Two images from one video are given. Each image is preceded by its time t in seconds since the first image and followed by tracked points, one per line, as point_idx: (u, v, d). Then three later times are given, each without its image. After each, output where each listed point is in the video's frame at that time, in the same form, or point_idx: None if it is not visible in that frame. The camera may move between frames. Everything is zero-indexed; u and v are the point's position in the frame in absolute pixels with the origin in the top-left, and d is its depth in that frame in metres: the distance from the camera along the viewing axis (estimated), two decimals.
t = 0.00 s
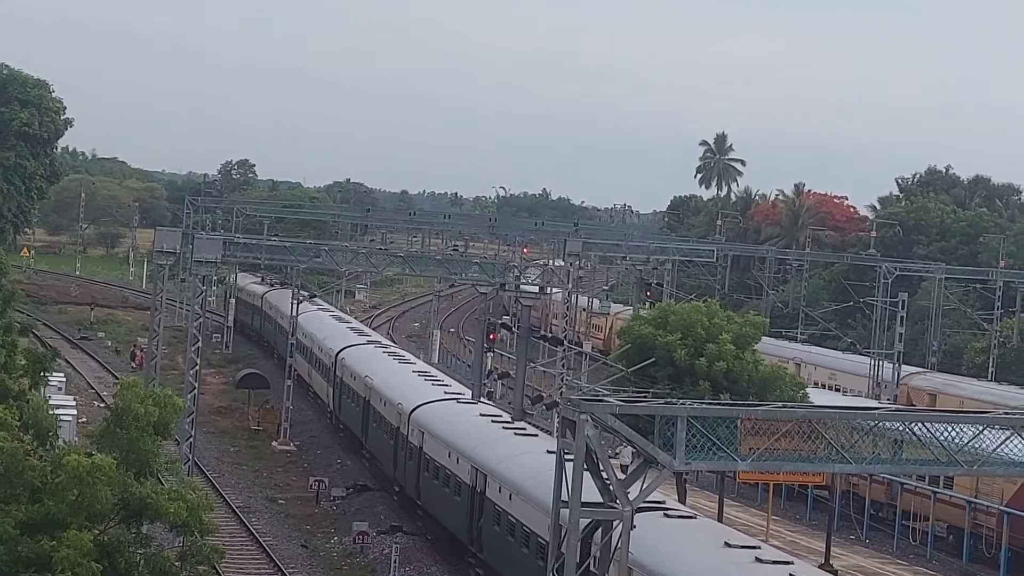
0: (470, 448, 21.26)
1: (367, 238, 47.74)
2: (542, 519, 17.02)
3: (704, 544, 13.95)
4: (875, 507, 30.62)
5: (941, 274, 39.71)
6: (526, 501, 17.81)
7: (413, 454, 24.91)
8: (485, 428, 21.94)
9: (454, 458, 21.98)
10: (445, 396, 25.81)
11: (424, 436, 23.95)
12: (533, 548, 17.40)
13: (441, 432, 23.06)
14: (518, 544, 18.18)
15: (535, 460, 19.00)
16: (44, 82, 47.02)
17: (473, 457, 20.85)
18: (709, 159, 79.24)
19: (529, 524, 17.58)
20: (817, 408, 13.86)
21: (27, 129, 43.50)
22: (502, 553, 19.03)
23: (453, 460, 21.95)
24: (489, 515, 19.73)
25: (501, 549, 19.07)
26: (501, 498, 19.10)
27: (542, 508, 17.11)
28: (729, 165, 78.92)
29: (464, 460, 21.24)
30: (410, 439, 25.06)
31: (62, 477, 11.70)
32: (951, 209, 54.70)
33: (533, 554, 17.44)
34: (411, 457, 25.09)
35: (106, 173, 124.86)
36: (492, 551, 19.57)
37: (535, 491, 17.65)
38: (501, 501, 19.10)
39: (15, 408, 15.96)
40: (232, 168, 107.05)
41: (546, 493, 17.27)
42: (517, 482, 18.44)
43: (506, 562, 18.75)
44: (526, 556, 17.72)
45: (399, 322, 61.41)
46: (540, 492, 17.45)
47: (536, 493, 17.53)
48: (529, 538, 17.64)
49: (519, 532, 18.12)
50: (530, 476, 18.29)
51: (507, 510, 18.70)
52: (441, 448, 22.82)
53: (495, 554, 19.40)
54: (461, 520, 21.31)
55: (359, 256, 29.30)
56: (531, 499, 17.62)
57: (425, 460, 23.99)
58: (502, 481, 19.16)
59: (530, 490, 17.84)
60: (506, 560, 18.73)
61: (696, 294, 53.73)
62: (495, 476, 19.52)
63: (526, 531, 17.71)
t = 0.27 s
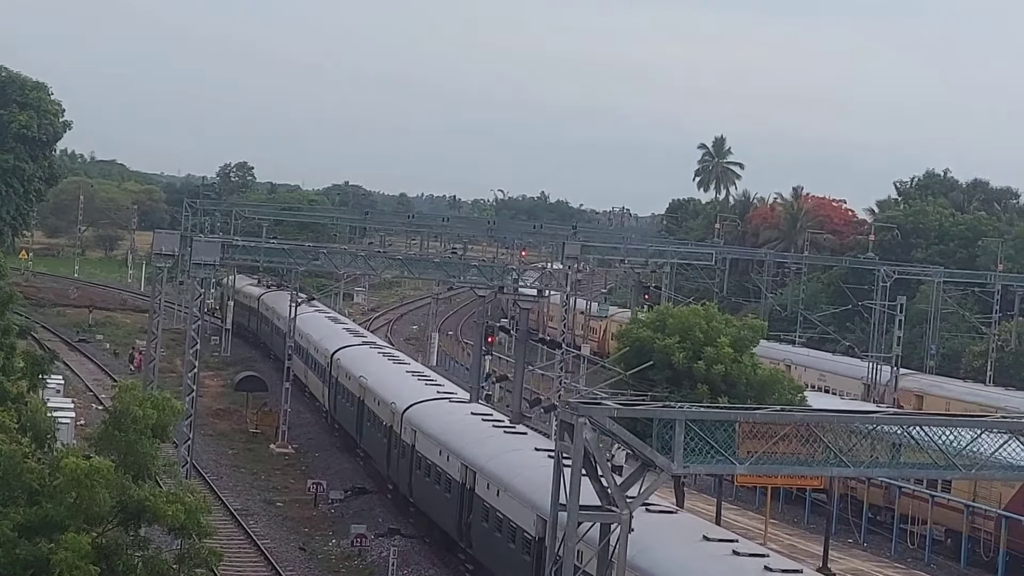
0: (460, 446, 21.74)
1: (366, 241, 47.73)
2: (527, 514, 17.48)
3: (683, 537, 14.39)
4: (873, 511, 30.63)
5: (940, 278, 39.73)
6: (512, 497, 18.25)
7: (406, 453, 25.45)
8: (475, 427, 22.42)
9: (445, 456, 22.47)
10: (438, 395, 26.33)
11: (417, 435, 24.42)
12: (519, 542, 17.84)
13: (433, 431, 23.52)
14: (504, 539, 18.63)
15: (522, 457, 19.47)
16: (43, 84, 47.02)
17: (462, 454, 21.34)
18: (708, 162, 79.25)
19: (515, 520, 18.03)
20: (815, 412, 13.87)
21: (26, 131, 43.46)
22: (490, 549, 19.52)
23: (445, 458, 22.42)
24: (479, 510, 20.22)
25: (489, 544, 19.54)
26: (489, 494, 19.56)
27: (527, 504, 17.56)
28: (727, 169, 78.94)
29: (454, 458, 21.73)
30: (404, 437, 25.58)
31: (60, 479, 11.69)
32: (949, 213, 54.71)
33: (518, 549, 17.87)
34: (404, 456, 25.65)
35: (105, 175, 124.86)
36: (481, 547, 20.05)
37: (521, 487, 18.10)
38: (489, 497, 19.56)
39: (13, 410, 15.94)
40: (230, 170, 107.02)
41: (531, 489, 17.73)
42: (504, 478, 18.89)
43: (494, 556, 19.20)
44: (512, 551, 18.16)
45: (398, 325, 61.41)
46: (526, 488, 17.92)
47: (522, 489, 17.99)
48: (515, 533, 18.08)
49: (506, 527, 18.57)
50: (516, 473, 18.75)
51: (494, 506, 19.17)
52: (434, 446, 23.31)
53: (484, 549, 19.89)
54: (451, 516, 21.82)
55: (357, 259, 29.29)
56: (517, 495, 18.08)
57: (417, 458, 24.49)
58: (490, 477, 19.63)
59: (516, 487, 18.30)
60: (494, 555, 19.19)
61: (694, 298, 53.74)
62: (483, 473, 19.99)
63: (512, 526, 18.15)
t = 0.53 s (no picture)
0: (450, 443, 22.22)
1: (363, 242, 47.76)
2: (513, 507, 18.19)
3: (663, 527, 14.93)
4: (869, 512, 30.68)
5: (937, 279, 39.78)
6: (499, 491, 18.95)
7: (398, 448, 25.99)
8: (464, 424, 22.94)
9: (435, 452, 23.05)
10: (432, 394, 26.54)
11: (409, 432, 24.86)
12: (506, 536, 18.56)
13: (424, 427, 23.97)
14: (492, 532, 19.35)
15: (509, 453, 20.09)
16: (39, 85, 46.92)
17: (452, 451, 21.95)
18: (705, 163, 79.32)
19: (502, 513, 18.72)
20: (812, 413, 13.87)
21: (23, 132, 43.45)
22: (478, 542, 20.21)
23: (435, 455, 22.99)
24: (467, 505, 20.87)
25: (477, 538, 20.23)
26: (477, 489, 20.25)
27: (514, 498, 18.26)
28: (724, 170, 79.00)
29: (444, 454, 22.34)
30: (395, 434, 26.14)
31: (57, 480, 11.69)
32: (946, 214, 54.79)
33: (506, 542, 18.57)
34: (396, 451, 26.22)
35: (102, 177, 124.89)
36: (474, 545, 20.28)
37: (508, 482, 18.77)
38: (477, 492, 20.26)
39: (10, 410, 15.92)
40: (227, 171, 107.03)
41: (518, 484, 18.41)
42: (491, 474, 19.55)
43: (483, 550, 19.89)
44: (500, 544, 18.86)
45: (395, 326, 61.44)
46: (512, 482, 18.59)
47: (508, 484, 18.67)
48: (502, 526, 18.77)
49: (493, 521, 19.28)
50: (503, 468, 19.40)
51: (483, 501, 19.86)
52: (424, 443, 23.81)
53: (472, 543, 20.58)
54: (441, 511, 22.46)
55: (355, 260, 29.26)
56: (504, 490, 18.77)
57: (409, 454, 24.95)
58: (478, 472, 20.30)
59: (502, 482, 18.98)
60: (483, 548, 19.86)
61: (691, 299, 53.83)
62: (471, 468, 20.64)
63: (500, 519, 18.84)
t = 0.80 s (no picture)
0: (441, 440, 22.69)
1: (359, 244, 47.75)
2: (499, 501, 18.69)
3: (641, 519, 15.48)
4: (866, 514, 30.71)
5: (934, 281, 39.83)
6: (486, 486, 19.40)
7: (390, 446, 26.41)
8: (455, 421, 23.37)
9: (425, 449, 23.48)
10: (428, 396, 26.54)
11: (400, 429, 25.33)
12: (492, 529, 19.03)
13: (415, 425, 24.42)
14: (478, 527, 19.85)
15: (498, 449, 20.54)
16: (36, 86, 46.81)
17: (442, 447, 22.37)
18: (702, 165, 79.40)
19: (488, 507, 19.18)
20: (809, 415, 13.88)
21: (19, 133, 43.39)
22: (466, 537, 20.67)
23: (425, 451, 23.41)
24: (456, 501, 21.32)
25: (464, 533, 20.71)
26: (465, 484, 20.70)
27: (500, 492, 18.74)
28: (721, 171, 79.07)
29: (434, 450, 22.76)
30: (387, 431, 26.55)
31: (53, 482, 11.68)
32: (942, 216, 54.91)
33: (492, 535, 19.05)
34: (388, 449, 26.64)
35: (98, 178, 124.79)
36: (471, 547, 20.25)
37: (495, 477, 19.24)
38: (465, 487, 20.73)
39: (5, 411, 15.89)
40: (224, 172, 106.96)
41: (504, 478, 18.88)
42: (479, 469, 20.02)
43: (470, 543, 20.32)
44: (486, 538, 19.33)
45: (391, 327, 61.42)
46: (499, 477, 19.05)
47: (495, 479, 19.13)
48: (488, 520, 19.24)
49: (480, 515, 19.77)
50: (490, 464, 19.86)
51: (470, 495, 20.34)
52: (415, 440, 24.26)
53: (459, 538, 21.05)
54: (430, 507, 22.92)
55: (351, 262, 29.23)
56: (491, 485, 19.23)
57: (400, 451, 25.42)
58: (466, 468, 20.75)
59: (490, 477, 19.44)
60: (471, 542, 20.29)
61: (688, 301, 53.88)
62: (460, 464, 21.08)
63: (486, 513, 19.33)
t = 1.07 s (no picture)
0: (431, 437, 23.16)
1: (356, 245, 47.77)
2: (487, 496, 19.21)
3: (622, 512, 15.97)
4: (863, 516, 30.75)
5: (930, 283, 39.88)
6: (474, 482, 19.87)
7: (382, 444, 26.86)
8: (445, 419, 23.79)
9: (416, 446, 23.92)
10: (425, 398, 26.55)
11: (392, 427, 25.78)
12: (479, 524, 19.55)
13: (406, 423, 24.87)
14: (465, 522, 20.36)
15: (486, 446, 20.98)
16: (33, 88, 46.79)
17: (432, 444, 22.80)
18: (699, 166, 79.48)
19: (477, 503, 19.69)
20: (806, 417, 13.89)
21: (16, 135, 43.36)
22: (455, 532, 21.15)
23: (416, 448, 23.89)
24: (445, 497, 21.78)
25: (453, 528, 21.22)
26: (453, 479, 21.19)
27: (487, 488, 19.24)
28: (718, 173, 79.13)
29: (425, 447, 23.21)
30: (379, 428, 26.97)
31: (50, 484, 11.68)
32: (939, 218, 55.01)
33: (479, 530, 19.58)
34: (381, 446, 27.10)
35: (95, 180, 124.77)
36: (467, 549, 20.24)
37: (483, 473, 19.74)
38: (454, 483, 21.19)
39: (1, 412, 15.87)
40: (221, 174, 106.95)
41: (492, 475, 19.38)
42: (468, 465, 20.50)
43: (458, 539, 20.78)
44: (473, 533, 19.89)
45: (388, 329, 61.43)
46: (486, 473, 19.55)
47: (483, 476, 19.63)
48: (475, 515, 19.76)
49: (468, 510, 20.28)
50: (479, 461, 20.36)
51: (459, 491, 20.82)
52: (406, 437, 24.73)
53: (449, 533, 21.57)
54: (424, 506, 23.09)
55: (348, 264, 29.22)
56: (479, 482, 19.72)
57: (392, 449, 25.90)
58: (456, 464, 21.21)
59: (478, 472, 19.93)
60: (459, 537, 20.75)
61: (685, 302, 53.94)
62: (449, 461, 21.55)
63: (474, 508, 19.83)
